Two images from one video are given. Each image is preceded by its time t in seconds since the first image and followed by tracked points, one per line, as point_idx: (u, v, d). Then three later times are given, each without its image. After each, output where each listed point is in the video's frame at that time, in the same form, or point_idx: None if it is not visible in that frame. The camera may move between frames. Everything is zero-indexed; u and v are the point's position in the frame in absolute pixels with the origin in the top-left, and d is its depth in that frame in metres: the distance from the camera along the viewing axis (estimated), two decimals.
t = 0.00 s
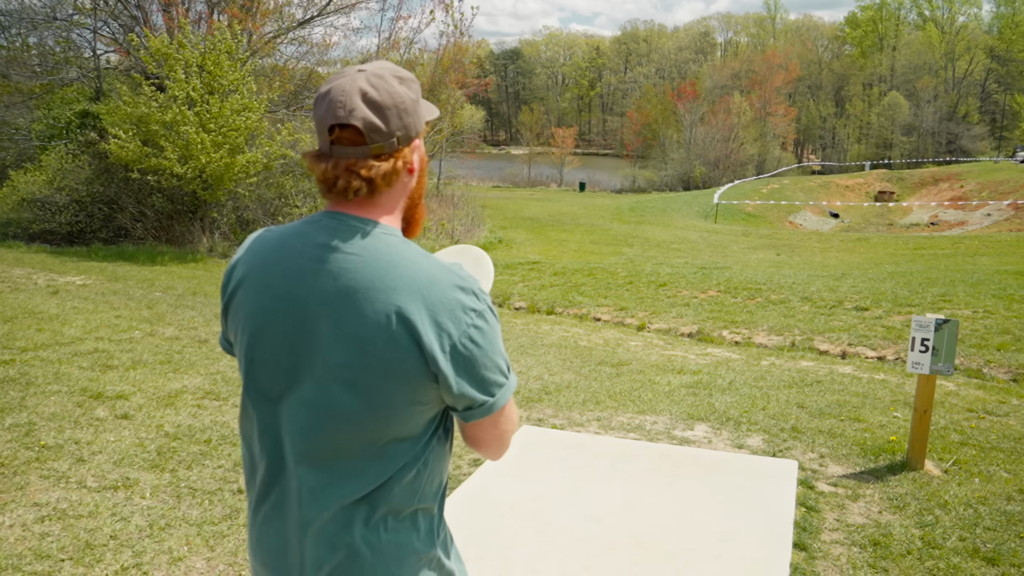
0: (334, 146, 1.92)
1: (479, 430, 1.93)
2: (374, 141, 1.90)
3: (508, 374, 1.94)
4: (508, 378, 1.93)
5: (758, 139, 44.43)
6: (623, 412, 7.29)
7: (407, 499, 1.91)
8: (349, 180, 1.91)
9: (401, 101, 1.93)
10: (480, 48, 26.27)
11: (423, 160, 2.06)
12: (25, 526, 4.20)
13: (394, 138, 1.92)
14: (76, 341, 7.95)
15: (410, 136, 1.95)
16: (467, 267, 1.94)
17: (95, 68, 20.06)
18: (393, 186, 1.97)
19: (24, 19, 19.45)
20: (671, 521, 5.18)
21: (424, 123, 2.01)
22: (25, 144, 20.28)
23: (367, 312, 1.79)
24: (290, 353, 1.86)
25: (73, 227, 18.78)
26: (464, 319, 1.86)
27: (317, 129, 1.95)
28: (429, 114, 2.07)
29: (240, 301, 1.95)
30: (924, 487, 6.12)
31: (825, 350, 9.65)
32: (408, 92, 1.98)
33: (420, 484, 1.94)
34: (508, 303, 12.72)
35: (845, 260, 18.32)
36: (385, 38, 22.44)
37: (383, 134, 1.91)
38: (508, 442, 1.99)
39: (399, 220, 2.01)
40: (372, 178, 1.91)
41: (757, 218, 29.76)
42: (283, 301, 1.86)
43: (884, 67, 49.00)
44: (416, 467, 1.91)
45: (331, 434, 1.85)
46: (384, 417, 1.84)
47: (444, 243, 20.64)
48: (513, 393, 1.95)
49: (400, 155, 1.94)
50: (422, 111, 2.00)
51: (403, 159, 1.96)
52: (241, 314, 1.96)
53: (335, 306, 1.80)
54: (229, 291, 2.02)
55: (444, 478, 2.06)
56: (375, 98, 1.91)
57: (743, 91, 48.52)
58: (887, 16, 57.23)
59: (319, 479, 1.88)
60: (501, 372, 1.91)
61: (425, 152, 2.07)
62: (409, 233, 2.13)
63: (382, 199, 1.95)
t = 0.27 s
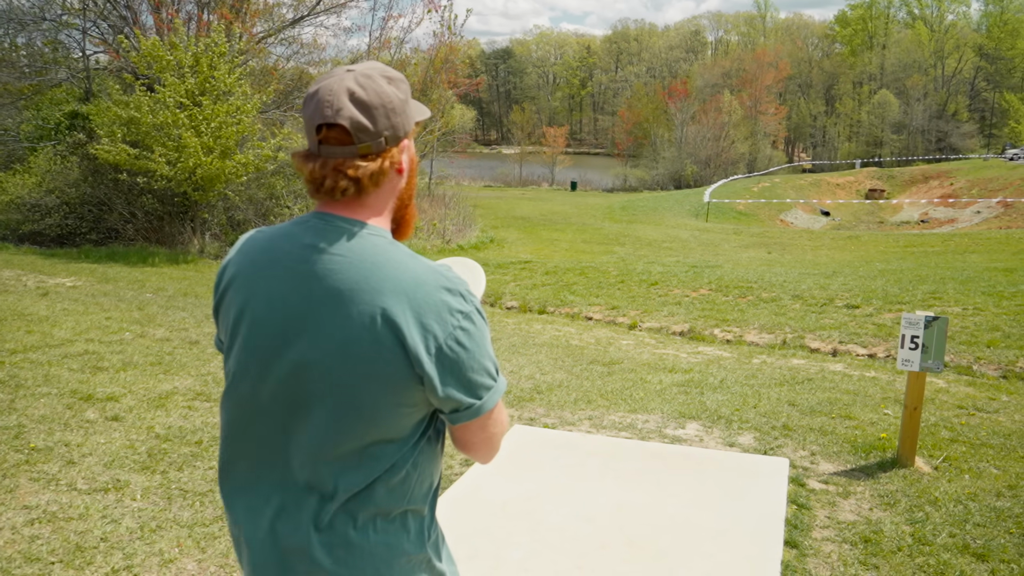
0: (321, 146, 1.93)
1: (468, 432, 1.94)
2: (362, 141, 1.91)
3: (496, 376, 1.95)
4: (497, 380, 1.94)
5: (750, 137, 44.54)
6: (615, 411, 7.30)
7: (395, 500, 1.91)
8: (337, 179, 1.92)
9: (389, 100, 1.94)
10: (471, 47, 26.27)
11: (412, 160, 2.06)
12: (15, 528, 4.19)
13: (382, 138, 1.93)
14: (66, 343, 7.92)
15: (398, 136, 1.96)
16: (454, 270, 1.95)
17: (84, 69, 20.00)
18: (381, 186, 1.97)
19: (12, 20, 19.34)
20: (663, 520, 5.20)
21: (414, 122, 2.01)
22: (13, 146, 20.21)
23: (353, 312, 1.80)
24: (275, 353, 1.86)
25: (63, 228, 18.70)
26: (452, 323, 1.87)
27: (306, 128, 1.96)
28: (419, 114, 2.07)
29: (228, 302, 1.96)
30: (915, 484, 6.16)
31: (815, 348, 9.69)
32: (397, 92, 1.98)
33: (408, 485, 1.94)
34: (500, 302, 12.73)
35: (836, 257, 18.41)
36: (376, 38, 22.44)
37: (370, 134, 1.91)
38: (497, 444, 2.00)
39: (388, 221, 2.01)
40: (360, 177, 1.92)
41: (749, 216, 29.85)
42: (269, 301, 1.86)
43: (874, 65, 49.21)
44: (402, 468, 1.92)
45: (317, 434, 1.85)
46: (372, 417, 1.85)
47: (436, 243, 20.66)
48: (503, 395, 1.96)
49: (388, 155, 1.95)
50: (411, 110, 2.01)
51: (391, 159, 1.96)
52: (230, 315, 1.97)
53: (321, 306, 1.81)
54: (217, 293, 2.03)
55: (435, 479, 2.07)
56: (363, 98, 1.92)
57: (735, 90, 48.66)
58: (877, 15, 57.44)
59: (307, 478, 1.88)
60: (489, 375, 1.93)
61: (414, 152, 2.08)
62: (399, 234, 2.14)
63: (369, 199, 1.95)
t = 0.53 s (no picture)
0: (317, 145, 1.93)
1: (465, 432, 1.94)
2: (358, 140, 1.91)
3: (494, 377, 1.94)
4: (494, 380, 1.93)
5: (747, 138, 44.58)
6: (612, 411, 7.31)
7: (394, 500, 1.92)
8: (332, 179, 1.92)
9: (385, 99, 1.94)
10: (469, 47, 26.28)
11: (410, 160, 2.06)
12: (12, 528, 4.19)
13: (378, 137, 1.93)
14: (62, 342, 7.91)
15: (395, 135, 1.96)
16: (452, 269, 1.94)
17: (81, 68, 19.97)
18: (378, 185, 1.97)
19: (8, 19, 19.34)
20: (661, 519, 5.20)
21: (411, 122, 2.01)
22: (10, 145, 20.16)
23: (350, 312, 1.79)
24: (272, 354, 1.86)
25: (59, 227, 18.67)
26: (449, 323, 1.87)
27: (302, 127, 1.96)
28: (417, 114, 2.07)
29: (227, 301, 1.96)
30: (911, 484, 6.17)
31: (813, 347, 9.70)
32: (394, 91, 1.99)
33: (406, 486, 1.94)
34: (497, 302, 12.74)
35: (833, 257, 18.44)
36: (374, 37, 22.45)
37: (367, 133, 1.91)
38: (494, 445, 1.99)
39: (385, 221, 2.01)
40: (355, 176, 1.92)
41: (746, 216, 29.88)
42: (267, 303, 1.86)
43: (871, 65, 49.31)
44: (400, 468, 1.92)
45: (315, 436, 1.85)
46: (369, 418, 1.85)
47: (433, 242, 20.67)
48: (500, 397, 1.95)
49: (384, 154, 1.95)
50: (408, 109, 2.01)
51: (388, 158, 1.96)
52: (228, 315, 1.96)
53: (317, 307, 1.81)
54: (216, 292, 2.03)
55: (434, 479, 2.06)
56: (359, 97, 1.92)
57: (732, 90, 48.71)
58: (874, 16, 57.57)
59: (306, 478, 1.89)
60: (486, 375, 1.92)
61: (413, 151, 2.07)
62: (396, 234, 2.13)
63: (366, 198, 1.95)
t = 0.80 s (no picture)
0: (316, 144, 1.92)
1: (465, 436, 1.92)
2: (356, 138, 1.89)
3: (495, 378, 1.92)
4: (495, 382, 1.92)
5: (746, 139, 44.61)
6: (611, 411, 7.30)
7: (395, 501, 1.91)
8: (330, 178, 1.90)
9: (384, 98, 1.92)
10: (468, 48, 26.26)
11: (410, 159, 2.04)
12: (9, 527, 4.17)
13: (377, 136, 1.91)
14: (61, 341, 7.89)
15: (394, 134, 1.94)
16: (452, 269, 1.93)
17: (81, 66, 19.93)
18: (377, 185, 1.96)
19: (8, 16, 19.30)
20: (659, 520, 5.20)
21: (411, 120, 2.00)
22: (8, 142, 20.11)
23: (349, 312, 1.79)
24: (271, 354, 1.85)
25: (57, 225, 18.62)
26: (449, 322, 1.85)
27: (300, 125, 1.95)
28: (418, 114, 2.06)
29: (226, 302, 1.95)
30: (911, 485, 6.17)
31: (812, 348, 9.70)
32: (394, 89, 1.97)
33: (407, 486, 1.93)
34: (496, 302, 12.72)
35: (832, 258, 18.45)
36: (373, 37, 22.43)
37: (365, 131, 1.90)
38: (496, 445, 1.97)
39: (385, 221, 2.00)
40: (354, 175, 1.91)
41: (745, 217, 29.90)
42: (267, 303, 1.86)
43: (870, 67, 49.37)
44: (401, 470, 1.91)
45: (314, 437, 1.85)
46: (369, 418, 1.84)
47: (433, 242, 20.66)
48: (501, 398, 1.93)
49: (384, 153, 1.93)
50: (408, 108, 2.00)
51: (387, 157, 1.94)
52: (227, 315, 1.96)
53: (317, 307, 1.80)
54: (215, 292, 2.02)
55: (435, 480, 2.05)
56: (358, 95, 1.91)
57: (731, 91, 48.76)
58: (873, 17, 57.65)
59: (307, 480, 1.88)
60: (487, 376, 1.90)
61: (413, 151, 2.06)
62: (397, 234, 2.12)
63: (366, 198, 1.94)
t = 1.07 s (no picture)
0: (314, 141, 1.92)
1: (461, 438, 1.92)
2: (354, 136, 1.89)
3: (490, 380, 1.92)
4: (490, 383, 1.91)
5: (744, 137, 44.62)
6: (608, 409, 7.31)
7: (390, 500, 1.91)
8: (327, 175, 1.90)
9: (382, 96, 1.92)
10: (466, 46, 26.23)
11: (408, 158, 2.04)
12: (5, 525, 4.17)
13: (375, 133, 1.91)
14: (57, 339, 7.88)
15: (392, 132, 1.94)
16: (447, 268, 1.93)
17: (78, 63, 19.90)
18: (375, 183, 1.96)
19: (4, 13, 19.25)
20: (656, 518, 5.21)
21: (408, 119, 1.99)
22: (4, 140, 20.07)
23: (343, 310, 1.79)
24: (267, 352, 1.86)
25: (54, 223, 18.58)
26: (444, 322, 1.85)
27: (298, 122, 1.95)
28: (416, 112, 2.06)
29: (223, 298, 1.96)
30: (907, 483, 6.18)
31: (809, 347, 9.72)
32: (392, 88, 1.98)
33: (403, 485, 1.93)
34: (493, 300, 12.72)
35: (830, 256, 18.47)
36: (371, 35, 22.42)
37: (363, 129, 1.90)
38: (491, 447, 1.97)
39: (382, 219, 2.00)
40: (351, 173, 1.90)
41: (742, 215, 29.92)
42: (263, 302, 1.87)
43: (867, 65, 49.42)
44: (395, 469, 1.91)
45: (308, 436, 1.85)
46: (362, 417, 1.84)
47: (430, 241, 20.67)
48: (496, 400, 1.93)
49: (382, 151, 1.93)
50: (406, 107, 2.00)
51: (385, 155, 1.94)
52: (224, 311, 1.97)
53: (312, 305, 1.81)
54: (213, 286, 2.03)
55: (432, 479, 2.05)
56: (356, 93, 1.91)
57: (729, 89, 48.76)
58: (871, 16, 57.66)
59: (301, 480, 1.89)
60: (482, 377, 1.90)
61: (411, 150, 2.06)
62: (395, 233, 2.12)
63: (363, 196, 1.94)
